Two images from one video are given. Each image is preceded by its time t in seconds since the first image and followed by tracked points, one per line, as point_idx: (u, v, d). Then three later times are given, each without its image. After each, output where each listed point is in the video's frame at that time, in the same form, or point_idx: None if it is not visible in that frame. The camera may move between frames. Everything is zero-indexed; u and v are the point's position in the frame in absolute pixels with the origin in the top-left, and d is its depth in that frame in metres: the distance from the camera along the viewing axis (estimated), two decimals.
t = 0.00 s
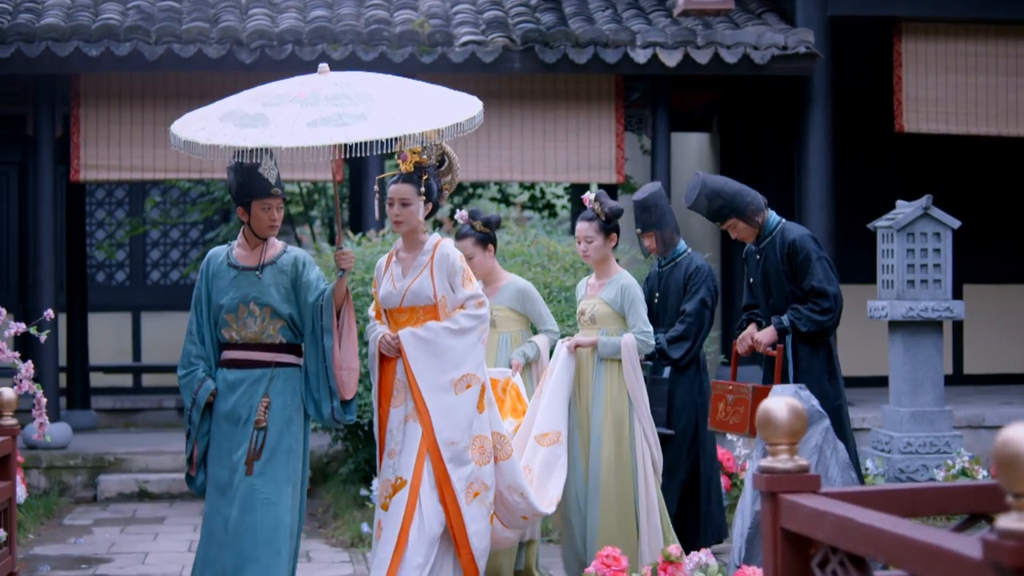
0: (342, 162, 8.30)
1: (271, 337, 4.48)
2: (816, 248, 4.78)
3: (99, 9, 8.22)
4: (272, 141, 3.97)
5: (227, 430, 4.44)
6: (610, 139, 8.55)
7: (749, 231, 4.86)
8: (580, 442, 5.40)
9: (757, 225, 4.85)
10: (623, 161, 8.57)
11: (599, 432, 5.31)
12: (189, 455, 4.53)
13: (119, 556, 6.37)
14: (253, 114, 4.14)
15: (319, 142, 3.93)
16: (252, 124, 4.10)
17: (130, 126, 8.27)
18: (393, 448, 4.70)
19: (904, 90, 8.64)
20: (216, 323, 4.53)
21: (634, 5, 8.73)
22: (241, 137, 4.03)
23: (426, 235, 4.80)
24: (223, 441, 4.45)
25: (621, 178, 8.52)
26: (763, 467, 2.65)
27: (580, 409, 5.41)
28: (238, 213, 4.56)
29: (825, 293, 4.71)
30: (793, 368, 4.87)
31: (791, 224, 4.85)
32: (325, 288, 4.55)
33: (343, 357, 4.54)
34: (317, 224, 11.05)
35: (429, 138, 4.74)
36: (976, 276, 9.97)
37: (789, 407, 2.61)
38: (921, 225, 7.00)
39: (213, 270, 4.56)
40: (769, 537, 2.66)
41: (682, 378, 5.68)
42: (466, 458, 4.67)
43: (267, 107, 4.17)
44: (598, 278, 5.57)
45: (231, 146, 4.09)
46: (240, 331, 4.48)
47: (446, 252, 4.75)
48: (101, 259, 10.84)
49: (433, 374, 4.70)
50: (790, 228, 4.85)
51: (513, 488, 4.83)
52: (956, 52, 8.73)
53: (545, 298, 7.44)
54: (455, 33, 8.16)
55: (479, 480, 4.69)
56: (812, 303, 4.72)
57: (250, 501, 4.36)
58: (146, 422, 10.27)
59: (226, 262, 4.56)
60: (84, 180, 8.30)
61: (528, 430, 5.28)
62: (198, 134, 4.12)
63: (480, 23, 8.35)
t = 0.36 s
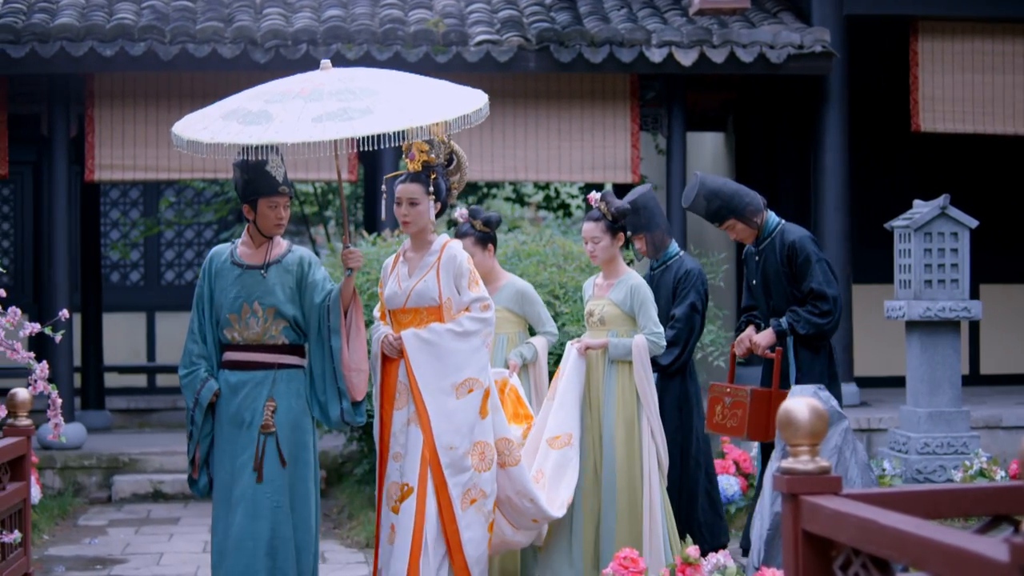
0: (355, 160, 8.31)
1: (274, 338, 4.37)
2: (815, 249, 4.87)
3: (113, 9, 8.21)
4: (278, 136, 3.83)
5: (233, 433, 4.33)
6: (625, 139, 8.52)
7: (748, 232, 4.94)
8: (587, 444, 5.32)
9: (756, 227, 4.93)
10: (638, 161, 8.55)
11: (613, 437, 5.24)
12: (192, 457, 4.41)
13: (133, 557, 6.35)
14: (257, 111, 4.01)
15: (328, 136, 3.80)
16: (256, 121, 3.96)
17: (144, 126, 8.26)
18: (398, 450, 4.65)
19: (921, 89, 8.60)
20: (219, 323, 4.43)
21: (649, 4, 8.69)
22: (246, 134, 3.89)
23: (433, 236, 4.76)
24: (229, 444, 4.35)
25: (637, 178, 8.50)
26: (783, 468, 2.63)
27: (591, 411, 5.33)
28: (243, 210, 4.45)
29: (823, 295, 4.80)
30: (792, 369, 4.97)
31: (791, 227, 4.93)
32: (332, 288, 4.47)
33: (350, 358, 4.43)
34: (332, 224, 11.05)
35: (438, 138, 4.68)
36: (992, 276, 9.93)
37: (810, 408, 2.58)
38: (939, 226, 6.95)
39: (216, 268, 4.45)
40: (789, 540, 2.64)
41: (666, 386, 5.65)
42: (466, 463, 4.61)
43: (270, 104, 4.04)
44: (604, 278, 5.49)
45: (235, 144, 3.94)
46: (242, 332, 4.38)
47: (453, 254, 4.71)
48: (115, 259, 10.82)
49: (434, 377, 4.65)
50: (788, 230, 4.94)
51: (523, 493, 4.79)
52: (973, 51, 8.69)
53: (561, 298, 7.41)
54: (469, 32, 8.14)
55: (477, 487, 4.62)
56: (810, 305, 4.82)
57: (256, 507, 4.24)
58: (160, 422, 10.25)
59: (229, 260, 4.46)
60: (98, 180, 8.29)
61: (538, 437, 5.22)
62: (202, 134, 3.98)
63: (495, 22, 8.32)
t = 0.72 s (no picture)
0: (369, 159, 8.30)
1: (284, 337, 4.32)
2: (812, 253, 4.83)
3: (128, 9, 8.19)
4: (282, 124, 3.72)
5: (242, 436, 4.27)
6: (640, 139, 8.50)
7: (746, 235, 4.92)
8: (587, 445, 5.28)
9: (754, 228, 4.91)
10: (653, 161, 8.51)
11: (615, 445, 5.21)
12: (194, 461, 4.32)
13: (147, 558, 6.34)
14: (263, 101, 3.90)
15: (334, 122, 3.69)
16: (262, 110, 3.85)
17: (158, 125, 8.25)
18: (397, 450, 4.49)
19: (937, 88, 8.57)
20: (226, 323, 4.35)
21: (664, 4, 8.66)
22: (251, 121, 3.78)
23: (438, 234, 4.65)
24: (236, 448, 4.27)
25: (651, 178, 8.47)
26: (803, 470, 2.60)
27: (589, 415, 5.28)
28: (250, 207, 4.39)
29: (818, 301, 4.77)
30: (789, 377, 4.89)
31: (789, 229, 4.91)
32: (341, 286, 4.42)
33: (360, 356, 4.37)
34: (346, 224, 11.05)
35: (445, 135, 4.62)
36: (1008, 276, 9.88)
37: (831, 408, 2.56)
38: (956, 226, 6.92)
39: (223, 267, 4.39)
40: (809, 542, 2.61)
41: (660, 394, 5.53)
42: (461, 466, 4.46)
43: (277, 94, 3.93)
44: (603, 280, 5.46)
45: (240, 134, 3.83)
46: (251, 331, 4.32)
47: (457, 251, 4.60)
48: (130, 260, 10.81)
49: (433, 375, 4.51)
50: (787, 232, 4.91)
51: (531, 497, 4.69)
52: (990, 51, 8.66)
53: (576, 299, 7.39)
54: (484, 32, 8.12)
55: (474, 491, 4.47)
56: (805, 311, 4.79)
57: (273, 511, 4.22)
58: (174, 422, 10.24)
59: (236, 258, 4.39)
60: (112, 181, 8.28)
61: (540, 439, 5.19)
62: (207, 124, 3.87)
63: (510, 22, 8.30)
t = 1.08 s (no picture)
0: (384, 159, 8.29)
1: (296, 336, 4.28)
2: (813, 252, 4.80)
3: (141, 8, 8.17)
4: (278, 119, 3.58)
5: (250, 435, 4.21)
6: (655, 138, 8.46)
7: (748, 234, 4.89)
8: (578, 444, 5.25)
9: (756, 228, 4.88)
10: (668, 160, 8.50)
11: (602, 444, 5.19)
12: (206, 462, 4.29)
13: (162, 559, 6.32)
14: (262, 97, 3.78)
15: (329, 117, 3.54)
16: (260, 106, 3.71)
17: (172, 125, 8.23)
18: (400, 452, 4.40)
19: (953, 87, 8.53)
20: (236, 322, 4.31)
21: (679, 2, 8.62)
22: (248, 118, 3.65)
23: (445, 231, 4.60)
24: (242, 447, 4.20)
25: (666, 178, 8.45)
26: (825, 471, 2.58)
27: (577, 416, 5.28)
28: (258, 204, 4.36)
29: (819, 302, 4.73)
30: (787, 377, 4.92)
31: (791, 228, 4.88)
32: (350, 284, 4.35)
33: (365, 356, 4.29)
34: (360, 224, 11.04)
35: (451, 130, 4.56)
36: None
37: (853, 409, 2.54)
38: (973, 225, 6.88)
39: (232, 264, 4.34)
40: (830, 543, 2.59)
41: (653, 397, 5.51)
42: (472, 467, 4.38)
43: (277, 89, 3.80)
44: (594, 280, 5.44)
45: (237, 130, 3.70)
46: (263, 330, 4.27)
47: (467, 249, 4.55)
48: (143, 260, 10.80)
49: (445, 376, 4.46)
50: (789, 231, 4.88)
51: (537, 499, 4.65)
52: (1006, 50, 8.62)
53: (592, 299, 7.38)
54: (498, 31, 8.09)
55: (484, 492, 4.38)
56: (806, 311, 4.76)
57: (279, 512, 4.17)
58: (188, 422, 10.23)
59: (246, 256, 4.34)
60: (126, 181, 8.26)
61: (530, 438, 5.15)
62: (206, 121, 3.75)
63: (525, 21, 8.27)
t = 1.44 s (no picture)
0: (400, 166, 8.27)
1: (297, 338, 4.12)
2: (820, 252, 4.75)
3: (156, 8, 8.16)
4: (278, 117, 3.47)
5: (247, 438, 4.06)
6: (670, 138, 8.43)
7: (752, 234, 4.87)
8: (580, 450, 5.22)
9: (761, 227, 4.86)
10: (684, 160, 8.47)
11: (599, 448, 5.16)
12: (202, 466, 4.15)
13: (176, 559, 6.30)
14: (261, 92, 3.66)
15: (330, 113, 3.44)
16: (259, 102, 3.60)
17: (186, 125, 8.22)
18: (411, 457, 4.35)
19: (970, 86, 8.51)
20: (235, 324, 4.16)
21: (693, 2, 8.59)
22: (246, 115, 3.54)
23: (451, 231, 4.54)
24: (239, 451, 4.05)
25: (683, 178, 8.43)
26: (848, 473, 2.56)
27: (579, 415, 5.28)
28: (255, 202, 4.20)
29: (827, 301, 4.69)
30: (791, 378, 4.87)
31: (796, 228, 4.84)
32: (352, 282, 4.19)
33: (372, 355, 4.13)
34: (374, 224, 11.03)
35: (456, 128, 4.52)
36: None
37: (874, 410, 2.52)
38: (991, 225, 6.84)
39: (230, 265, 4.17)
40: (853, 546, 2.57)
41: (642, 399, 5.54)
42: (489, 471, 4.36)
43: (276, 85, 3.69)
44: (589, 282, 5.41)
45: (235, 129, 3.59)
46: (263, 331, 4.11)
47: (477, 250, 4.50)
48: (158, 260, 10.79)
49: (459, 381, 4.40)
50: (795, 232, 4.84)
51: (540, 501, 4.67)
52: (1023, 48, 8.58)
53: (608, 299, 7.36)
54: (513, 30, 8.07)
55: (504, 496, 4.38)
56: (813, 311, 4.71)
57: (278, 518, 4.04)
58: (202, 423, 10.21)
59: (243, 256, 4.18)
60: (141, 181, 8.25)
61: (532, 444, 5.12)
62: (203, 119, 3.63)
63: (540, 20, 8.24)
